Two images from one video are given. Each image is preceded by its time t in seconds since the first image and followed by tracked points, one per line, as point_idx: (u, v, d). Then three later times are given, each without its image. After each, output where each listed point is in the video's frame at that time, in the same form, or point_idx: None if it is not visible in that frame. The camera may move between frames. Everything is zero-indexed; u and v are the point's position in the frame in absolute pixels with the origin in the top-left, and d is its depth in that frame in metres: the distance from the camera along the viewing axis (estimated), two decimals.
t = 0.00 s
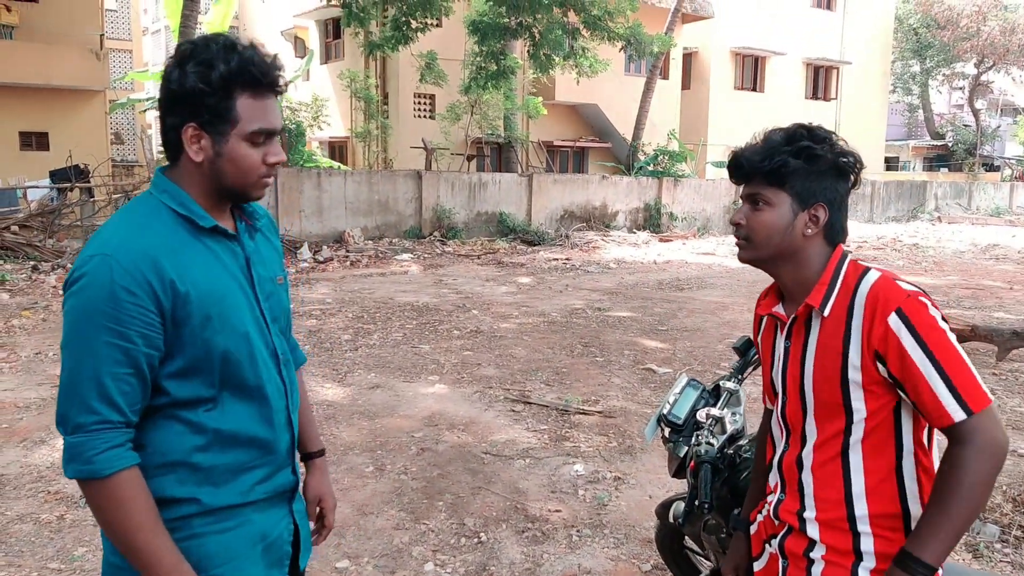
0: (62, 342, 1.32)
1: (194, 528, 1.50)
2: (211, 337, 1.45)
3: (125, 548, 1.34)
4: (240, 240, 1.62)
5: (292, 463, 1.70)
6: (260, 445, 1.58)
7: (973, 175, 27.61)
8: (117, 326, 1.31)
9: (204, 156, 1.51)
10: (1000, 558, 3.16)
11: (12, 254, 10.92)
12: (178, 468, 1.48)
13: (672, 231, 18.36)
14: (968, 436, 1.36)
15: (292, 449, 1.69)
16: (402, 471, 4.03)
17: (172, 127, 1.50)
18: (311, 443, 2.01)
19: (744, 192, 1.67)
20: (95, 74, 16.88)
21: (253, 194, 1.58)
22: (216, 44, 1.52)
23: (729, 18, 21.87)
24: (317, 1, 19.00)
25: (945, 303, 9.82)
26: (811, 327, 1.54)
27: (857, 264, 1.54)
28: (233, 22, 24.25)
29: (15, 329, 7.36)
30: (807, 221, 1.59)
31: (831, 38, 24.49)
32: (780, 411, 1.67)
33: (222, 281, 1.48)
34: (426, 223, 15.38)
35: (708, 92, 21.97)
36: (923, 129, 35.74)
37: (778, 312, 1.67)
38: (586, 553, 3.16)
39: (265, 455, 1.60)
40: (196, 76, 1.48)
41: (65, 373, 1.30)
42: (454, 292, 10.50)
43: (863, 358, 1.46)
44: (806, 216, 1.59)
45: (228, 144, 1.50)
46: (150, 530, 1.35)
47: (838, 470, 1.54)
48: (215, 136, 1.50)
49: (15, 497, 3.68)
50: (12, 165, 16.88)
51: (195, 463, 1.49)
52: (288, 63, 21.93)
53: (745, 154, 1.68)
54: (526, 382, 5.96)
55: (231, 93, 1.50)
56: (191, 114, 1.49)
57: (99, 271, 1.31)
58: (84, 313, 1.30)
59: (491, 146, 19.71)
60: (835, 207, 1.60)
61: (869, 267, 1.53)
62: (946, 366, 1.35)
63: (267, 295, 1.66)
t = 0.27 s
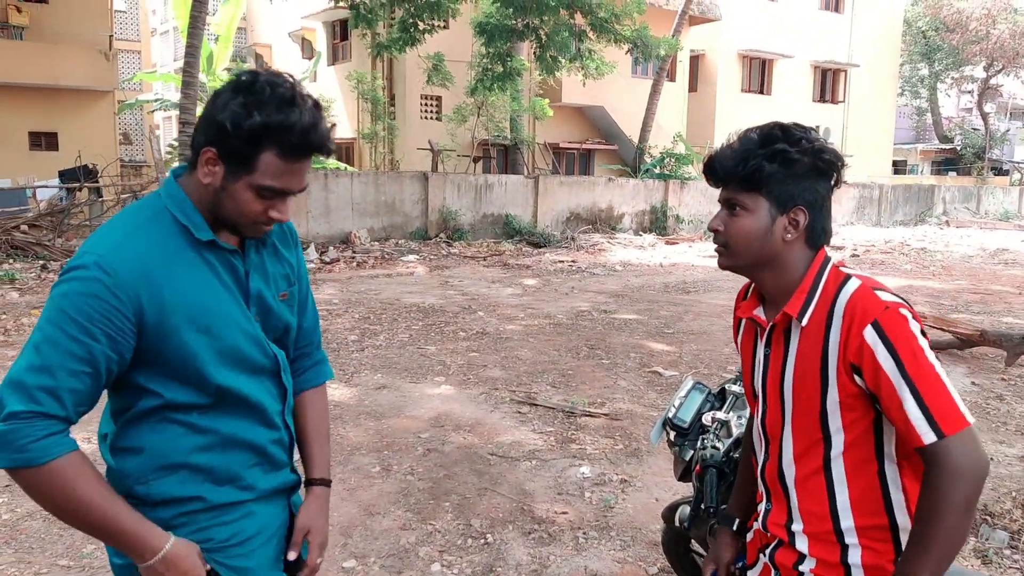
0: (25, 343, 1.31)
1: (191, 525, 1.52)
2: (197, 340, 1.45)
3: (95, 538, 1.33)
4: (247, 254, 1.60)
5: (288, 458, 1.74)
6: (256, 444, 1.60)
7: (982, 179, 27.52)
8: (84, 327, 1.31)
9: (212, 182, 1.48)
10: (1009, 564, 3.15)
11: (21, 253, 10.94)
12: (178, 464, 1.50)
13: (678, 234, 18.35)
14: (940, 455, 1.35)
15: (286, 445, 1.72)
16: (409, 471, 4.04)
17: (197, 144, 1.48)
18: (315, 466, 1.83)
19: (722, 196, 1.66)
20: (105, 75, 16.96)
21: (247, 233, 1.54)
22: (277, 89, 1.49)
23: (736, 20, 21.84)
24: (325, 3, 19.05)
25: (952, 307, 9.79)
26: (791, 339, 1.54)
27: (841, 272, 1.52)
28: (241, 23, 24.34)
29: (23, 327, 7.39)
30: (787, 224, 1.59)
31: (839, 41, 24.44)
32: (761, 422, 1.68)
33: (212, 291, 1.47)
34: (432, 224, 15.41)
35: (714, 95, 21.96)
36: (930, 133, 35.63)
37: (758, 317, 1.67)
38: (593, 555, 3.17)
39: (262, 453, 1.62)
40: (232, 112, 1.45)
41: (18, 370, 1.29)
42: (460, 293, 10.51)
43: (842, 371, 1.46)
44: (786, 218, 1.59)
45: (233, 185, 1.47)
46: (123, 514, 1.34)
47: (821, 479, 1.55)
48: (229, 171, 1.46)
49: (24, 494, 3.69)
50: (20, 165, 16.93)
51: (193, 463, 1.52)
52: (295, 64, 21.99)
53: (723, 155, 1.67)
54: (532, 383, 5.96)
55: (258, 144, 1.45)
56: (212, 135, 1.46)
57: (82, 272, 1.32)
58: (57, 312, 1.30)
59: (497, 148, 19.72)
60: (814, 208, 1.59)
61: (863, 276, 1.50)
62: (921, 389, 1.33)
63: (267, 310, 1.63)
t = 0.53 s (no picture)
0: (15, 362, 1.31)
1: (182, 527, 1.55)
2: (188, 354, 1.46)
3: (84, 556, 1.38)
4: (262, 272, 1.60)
5: (283, 458, 1.76)
6: (246, 450, 1.62)
7: (989, 180, 27.42)
8: (74, 351, 1.31)
9: (220, 214, 1.46)
10: (1016, 567, 3.14)
11: (29, 254, 10.98)
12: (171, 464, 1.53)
13: (684, 235, 18.34)
14: (895, 469, 1.33)
15: (280, 445, 1.74)
16: (415, 472, 4.05)
17: (212, 174, 1.46)
18: (300, 477, 1.74)
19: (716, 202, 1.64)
20: (111, 76, 17.04)
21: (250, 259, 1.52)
22: (302, 137, 1.46)
23: (742, 21, 21.80)
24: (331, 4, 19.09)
25: (959, 309, 9.76)
26: (768, 341, 1.55)
27: (825, 273, 1.48)
28: (247, 25, 24.41)
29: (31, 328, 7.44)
30: (758, 219, 1.57)
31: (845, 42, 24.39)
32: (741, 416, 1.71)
33: (205, 307, 1.47)
34: (438, 225, 15.42)
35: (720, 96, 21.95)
36: (937, 134, 35.53)
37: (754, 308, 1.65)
38: (600, 556, 3.17)
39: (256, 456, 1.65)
40: (253, 156, 1.42)
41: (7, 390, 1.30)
42: (466, 294, 10.52)
43: (805, 378, 1.46)
44: (757, 212, 1.56)
45: (246, 218, 1.45)
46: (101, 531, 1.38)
47: (776, 478, 1.59)
48: (241, 209, 1.45)
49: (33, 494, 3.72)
50: (28, 166, 17.01)
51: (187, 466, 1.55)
52: (301, 65, 22.05)
53: (712, 158, 1.65)
54: (539, 384, 5.97)
55: (276, 193, 1.43)
56: (226, 168, 1.44)
57: (74, 288, 1.33)
58: (46, 331, 1.30)
59: (503, 149, 19.74)
60: (783, 197, 1.53)
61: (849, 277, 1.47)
62: (880, 395, 1.32)
63: (264, 322, 1.62)
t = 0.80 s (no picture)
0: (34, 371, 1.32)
1: (183, 526, 1.56)
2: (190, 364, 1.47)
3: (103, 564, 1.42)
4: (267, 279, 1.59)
5: (284, 458, 1.77)
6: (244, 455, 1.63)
7: (991, 179, 27.39)
8: (90, 366, 1.32)
9: (217, 223, 1.44)
10: (1019, 564, 3.14)
11: (31, 253, 11.01)
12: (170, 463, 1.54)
13: (686, 234, 18.34)
14: (773, 479, 1.38)
15: (280, 446, 1.74)
16: (418, 471, 4.05)
17: (210, 184, 1.44)
18: (300, 474, 1.75)
19: (713, 206, 1.63)
20: (112, 76, 17.06)
21: (247, 264, 1.50)
22: (293, 148, 1.41)
23: (745, 20, 21.78)
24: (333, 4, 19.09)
25: (961, 308, 9.75)
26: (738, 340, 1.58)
27: (784, 275, 1.47)
28: (249, 24, 24.39)
29: (34, 327, 7.45)
30: (726, 223, 1.62)
31: (848, 41, 24.38)
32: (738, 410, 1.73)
33: (207, 317, 1.47)
34: (440, 225, 15.44)
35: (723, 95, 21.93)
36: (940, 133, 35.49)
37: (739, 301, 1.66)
38: (602, 554, 3.17)
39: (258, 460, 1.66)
40: (255, 166, 1.39)
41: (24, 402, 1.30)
42: (469, 293, 10.53)
43: (744, 379, 1.50)
44: (723, 217, 1.62)
45: (246, 232, 1.43)
46: (117, 539, 1.42)
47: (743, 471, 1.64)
48: (235, 218, 1.43)
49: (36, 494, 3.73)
50: (30, 166, 17.04)
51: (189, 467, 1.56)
52: (303, 65, 22.06)
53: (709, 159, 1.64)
54: (541, 383, 5.97)
55: (272, 207, 1.40)
56: (222, 179, 1.42)
57: (80, 298, 1.32)
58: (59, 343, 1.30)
59: (505, 148, 19.74)
60: (743, 206, 1.57)
61: (836, 280, 1.45)
62: (776, 406, 1.37)
63: (266, 325, 1.62)
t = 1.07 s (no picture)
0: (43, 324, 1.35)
1: (200, 509, 1.57)
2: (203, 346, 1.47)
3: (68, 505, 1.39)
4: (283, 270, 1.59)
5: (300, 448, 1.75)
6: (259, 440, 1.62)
7: (997, 172, 27.28)
8: (88, 326, 1.33)
9: (253, 208, 1.47)
10: None
11: (37, 249, 11.05)
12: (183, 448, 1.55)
13: (691, 228, 18.31)
14: (736, 439, 1.44)
15: (301, 436, 1.74)
16: (424, 464, 4.06)
17: (247, 166, 1.46)
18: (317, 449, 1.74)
19: (738, 190, 1.63)
20: (115, 71, 17.08)
21: (275, 252, 1.51)
22: (332, 137, 1.44)
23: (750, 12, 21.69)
24: None
25: (967, 301, 9.71)
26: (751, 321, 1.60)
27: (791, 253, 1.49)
28: (252, 19, 24.38)
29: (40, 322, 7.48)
30: (749, 207, 1.61)
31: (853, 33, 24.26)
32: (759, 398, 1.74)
33: (224, 300, 1.47)
34: (445, 219, 15.44)
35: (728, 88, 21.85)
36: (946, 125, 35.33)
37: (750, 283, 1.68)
38: (609, 547, 3.18)
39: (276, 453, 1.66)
40: (296, 150, 1.42)
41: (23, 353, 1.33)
42: (474, 288, 10.53)
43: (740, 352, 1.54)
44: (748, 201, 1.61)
45: (276, 219, 1.46)
46: (84, 494, 1.39)
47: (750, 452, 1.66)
48: (274, 204, 1.45)
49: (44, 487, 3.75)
50: (35, 161, 17.08)
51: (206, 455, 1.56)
52: (307, 60, 22.05)
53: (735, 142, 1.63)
54: (546, 377, 5.98)
55: (310, 191, 1.43)
56: (264, 164, 1.44)
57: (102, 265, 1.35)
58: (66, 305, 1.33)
59: (509, 142, 19.72)
60: (767, 191, 1.57)
61: (844, 267, 1.45)
62: (745, 368, 1.42)
63: (290, 312, 1.63)
